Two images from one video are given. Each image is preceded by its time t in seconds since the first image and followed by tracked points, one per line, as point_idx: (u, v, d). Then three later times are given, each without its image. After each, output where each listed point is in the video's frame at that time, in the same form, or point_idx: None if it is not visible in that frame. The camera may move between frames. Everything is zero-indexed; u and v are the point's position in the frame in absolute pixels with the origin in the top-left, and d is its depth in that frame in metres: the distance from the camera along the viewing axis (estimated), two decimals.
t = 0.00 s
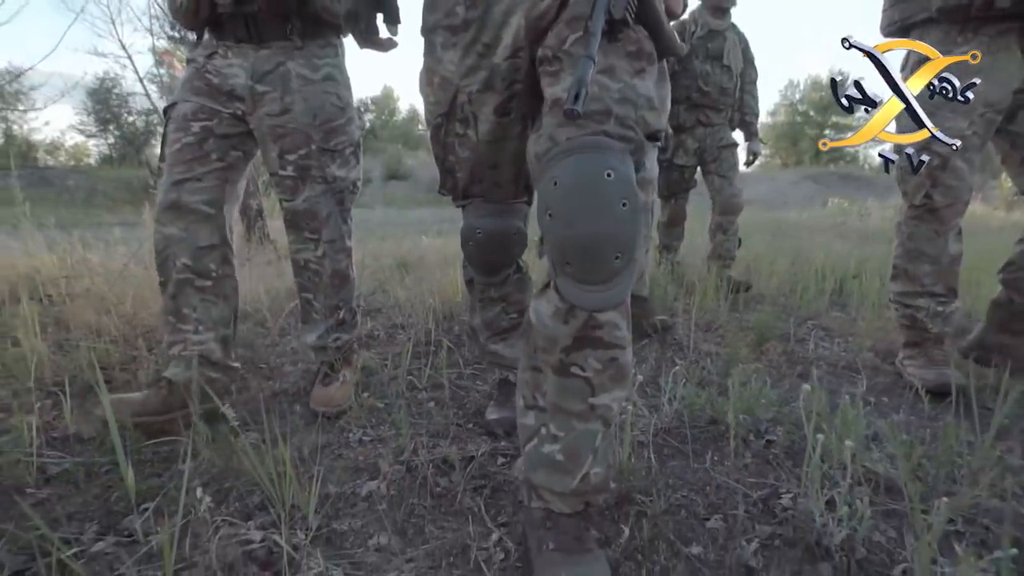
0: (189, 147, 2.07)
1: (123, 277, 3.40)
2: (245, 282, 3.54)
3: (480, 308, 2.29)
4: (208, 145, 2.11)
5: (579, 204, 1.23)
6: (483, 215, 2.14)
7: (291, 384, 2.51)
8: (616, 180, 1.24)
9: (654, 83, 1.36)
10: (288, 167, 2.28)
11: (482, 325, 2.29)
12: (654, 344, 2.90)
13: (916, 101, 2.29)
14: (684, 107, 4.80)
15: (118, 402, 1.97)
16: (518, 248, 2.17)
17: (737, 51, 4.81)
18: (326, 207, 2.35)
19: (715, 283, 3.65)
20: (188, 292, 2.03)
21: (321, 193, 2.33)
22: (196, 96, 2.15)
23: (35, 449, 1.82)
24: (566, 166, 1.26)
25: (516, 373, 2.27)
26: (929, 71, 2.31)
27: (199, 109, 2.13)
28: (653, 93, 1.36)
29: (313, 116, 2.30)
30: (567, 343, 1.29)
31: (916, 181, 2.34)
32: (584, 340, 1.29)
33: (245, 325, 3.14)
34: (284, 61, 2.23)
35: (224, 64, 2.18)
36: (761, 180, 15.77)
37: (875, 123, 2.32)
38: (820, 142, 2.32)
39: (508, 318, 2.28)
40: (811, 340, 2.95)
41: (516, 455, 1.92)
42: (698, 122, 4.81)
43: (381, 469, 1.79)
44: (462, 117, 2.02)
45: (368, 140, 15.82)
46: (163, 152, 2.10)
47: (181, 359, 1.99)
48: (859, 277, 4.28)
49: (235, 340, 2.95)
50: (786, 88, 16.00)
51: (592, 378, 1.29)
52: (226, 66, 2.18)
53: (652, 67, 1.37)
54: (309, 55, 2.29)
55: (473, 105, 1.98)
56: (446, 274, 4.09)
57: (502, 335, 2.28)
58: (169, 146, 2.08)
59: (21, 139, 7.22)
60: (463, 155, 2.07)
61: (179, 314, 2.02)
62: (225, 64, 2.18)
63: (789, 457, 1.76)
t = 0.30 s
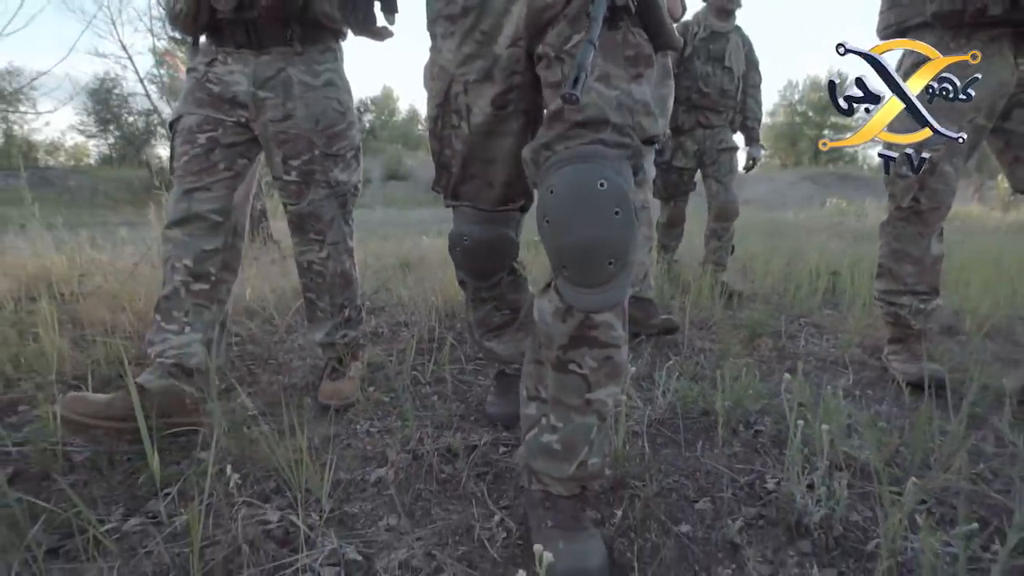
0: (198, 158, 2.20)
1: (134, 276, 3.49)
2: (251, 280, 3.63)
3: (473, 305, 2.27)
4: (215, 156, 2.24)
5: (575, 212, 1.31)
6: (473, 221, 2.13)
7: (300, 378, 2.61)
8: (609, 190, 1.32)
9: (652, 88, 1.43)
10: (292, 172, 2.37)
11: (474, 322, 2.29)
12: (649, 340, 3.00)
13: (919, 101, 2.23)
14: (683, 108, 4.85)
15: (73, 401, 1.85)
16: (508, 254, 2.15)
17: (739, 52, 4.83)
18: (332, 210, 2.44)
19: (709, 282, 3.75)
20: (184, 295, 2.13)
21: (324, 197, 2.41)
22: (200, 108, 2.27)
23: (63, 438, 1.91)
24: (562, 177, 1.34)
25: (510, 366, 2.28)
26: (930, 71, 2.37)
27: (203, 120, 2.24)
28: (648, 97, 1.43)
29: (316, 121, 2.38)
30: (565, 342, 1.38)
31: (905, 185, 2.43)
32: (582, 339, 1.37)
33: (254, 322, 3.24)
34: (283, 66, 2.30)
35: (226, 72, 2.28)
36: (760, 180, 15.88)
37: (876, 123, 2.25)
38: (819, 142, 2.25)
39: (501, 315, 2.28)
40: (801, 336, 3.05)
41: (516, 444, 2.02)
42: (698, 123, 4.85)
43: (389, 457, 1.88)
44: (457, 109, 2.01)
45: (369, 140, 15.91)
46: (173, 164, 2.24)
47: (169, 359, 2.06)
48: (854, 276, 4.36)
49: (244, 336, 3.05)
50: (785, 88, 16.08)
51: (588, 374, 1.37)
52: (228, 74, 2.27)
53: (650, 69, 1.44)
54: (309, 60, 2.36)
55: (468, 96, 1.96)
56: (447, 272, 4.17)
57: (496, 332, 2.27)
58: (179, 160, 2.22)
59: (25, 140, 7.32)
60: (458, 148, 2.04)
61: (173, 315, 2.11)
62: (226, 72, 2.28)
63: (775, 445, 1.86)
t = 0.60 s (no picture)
0: (197, 167, 2.19)
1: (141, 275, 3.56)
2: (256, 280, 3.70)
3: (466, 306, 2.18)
4: (215, 164, 2.23)
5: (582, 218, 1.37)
6: (456, 223, 1.93)
7: (307, 373, 2.69)
8: (615, 196, 1.38)
9: (656, 95, 1.48)
10: (292, 177, 2.36)
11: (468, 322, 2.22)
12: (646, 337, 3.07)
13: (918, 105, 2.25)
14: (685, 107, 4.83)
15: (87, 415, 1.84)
16: (497, 256, 1.98)
17: (742, 52, 4.74)
18: (334, 214, 2.44)
19: (705, 282, 3.83)
20: (184, 302, 2.13)
21: (325, 202, 2.41)
22: (198, 115, 2.25)
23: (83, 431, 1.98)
24: (570, 183, 1.40)
25: (507, 358, 2.25)
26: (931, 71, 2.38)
27: (203, 128, 2.23)
28: (654, 103, 1.48)
29: (315, 125, 2.36)
30: (569, 337, 1.45)
31: (897, 189, 2.49)
32: (585, 335, 1.45)
33: (260, 321, 3.32)
34: (283, 73, 2.29)
35: (223, 78, 2.26)
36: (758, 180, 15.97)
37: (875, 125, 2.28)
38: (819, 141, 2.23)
39: (496, 315, 2.20)
40: (793, 333, 3.14)
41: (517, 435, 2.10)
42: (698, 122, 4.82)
43: (396, 448, 1.97)
44: (443, 94, 1.86)
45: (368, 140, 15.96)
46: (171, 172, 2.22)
47: (170, 363, 2.06)
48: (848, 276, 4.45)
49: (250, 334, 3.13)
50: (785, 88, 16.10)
51: (591, 367, 1.45)
52: (226, 81, 2.25)
53: (655, 77, 1.50)
54: (308, 66, 2.34)
55: (455, 79, 1.82)
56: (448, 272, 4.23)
57: (491, 330, 2.24)
58: (177, 167, 2.20)
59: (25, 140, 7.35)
60: (443, 138, 1.88)
61: (174, 322, 2.12)
62: (224, 78, 2.26)
63: (764, 435, 1.95)
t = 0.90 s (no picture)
0: (182, 161, 2.20)
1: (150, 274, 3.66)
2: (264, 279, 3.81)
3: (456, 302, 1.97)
4: (200, 160, 2.25)
5: (585, 222, 1.47)
6: (442, 209, 1.71)
7: (315, 366, 2.79)
8: (616, 203, 1.47)
9: (656, 106, 1.56)
10: (285, 180, 2.39)
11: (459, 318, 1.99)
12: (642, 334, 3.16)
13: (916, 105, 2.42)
14: (684, 106, 4.77)
15: (100, 421, 1.92)
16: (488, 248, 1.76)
17: (743, 49, 4.70)
18: (329, 218, 2.46)
19: (700, 281, 3.93)
20: (178, 305, 2.17)
21: (321, 204, 2.45)
22: (187, 111, 2.28)
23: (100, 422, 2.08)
24: (574, 188, 1.49)
25: (502, 360, 2.01)
26: (930, 71, 2.46)
27: (191, 124, 2.26)
28: (653, 115, 1.56)
29: (308, 130, 2.40)
30: (570, 330, 1.54)
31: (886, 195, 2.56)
32: (585, 329, 1.54)
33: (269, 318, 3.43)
34: (276, 79, 2.35)
35: (214, 79, 2.30)
36: (757, 180, 16.07)
37: (875, 124, 2.46)
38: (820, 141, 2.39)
39: (489, 314, 1.96)
40: (785, 329, 3.25)
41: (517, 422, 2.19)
42: (699, 120, 4.77)
43: (402, 437, 2.07)
44: (434, 73, 1.70)
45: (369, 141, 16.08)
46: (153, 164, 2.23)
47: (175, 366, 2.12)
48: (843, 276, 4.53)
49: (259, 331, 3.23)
50: (785, 87, 16.12)
51: (590, 359, 1.54)
52: (217, 82, 2.30)
53: (656, 89, 1.57)
54: (302, 71, 2.40)
55: (447, 59, 1.67)
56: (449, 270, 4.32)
57: (482, 329, 1.99)
58: (161, 160, 2.22)
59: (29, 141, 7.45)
60: (429, 116, 1.70)
61: (171, 326, 2.16)
62: (215, 79, 2.30)
63: (752, 425, 2.04)
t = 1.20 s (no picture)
0: (174, 167, 2.14)
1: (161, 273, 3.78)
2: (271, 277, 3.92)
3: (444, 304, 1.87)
4: (192, 166, 2.19)
5: (583, 225, 1.55)
6: (442, 191, 1.62)
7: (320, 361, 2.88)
8: (613, 206, 1.56)
9: (651, 116, 1.65)
10: (273, 184, 2.39)
11: (448, 321, 1.90)
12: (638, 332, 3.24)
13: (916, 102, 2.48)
14: (685, 103, 4.73)
15: (117, 429, 1.96)
16: (486, 237, 1.66)
17: (743, 47, 4.63)
18: (315, 222, 2.48)
19: (695, 280, 4.01)
20: (182, 312, 2.12)
21: (310, 209, 2.46)
22: (175, 115, 2.20)
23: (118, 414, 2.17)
24: (573, 193, 1.57)
25: (492, 372, 1.95)
26: (931, 71, 2.52)
27: (181, 128, 2.19)
28: (648, 124, 1.65)
29: (297, 133, 2.39)
30: (569, 324, 1.63)
31: (890, 200, 2.56)
32: (583, 323, 1.63)
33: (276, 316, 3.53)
34: (265, 83, 2.32)
35: (202, 81, 2.23)
36: (755, 181, 16.16)
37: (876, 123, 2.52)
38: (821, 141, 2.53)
39: (481, 316, 1.88)
40: (777, 327, 3.34)
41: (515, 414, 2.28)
42: (699, 118, 4.73)
43: (407, 429, 2.16)
44: (434, 53, 1.63)
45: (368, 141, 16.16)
46: (144, 169, 2.16)
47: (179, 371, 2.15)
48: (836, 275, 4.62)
49: (266, 329, 3.33)
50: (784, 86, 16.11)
51: (587, 351, 1.63)
52: (204, 85, 2.23)
53: (652, 99, 1.65)
54: (291, 78, 2.38)
55: (447, 36, 1.62)
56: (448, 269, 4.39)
57: (473, 334, 1.91)
58: (152, 167, 2.15)
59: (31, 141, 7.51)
60: (428, 95, 1.62)
61: (176, 332, 2.11)
62: (203, 81, 2.23)
63: (742, 416, 2.14)
